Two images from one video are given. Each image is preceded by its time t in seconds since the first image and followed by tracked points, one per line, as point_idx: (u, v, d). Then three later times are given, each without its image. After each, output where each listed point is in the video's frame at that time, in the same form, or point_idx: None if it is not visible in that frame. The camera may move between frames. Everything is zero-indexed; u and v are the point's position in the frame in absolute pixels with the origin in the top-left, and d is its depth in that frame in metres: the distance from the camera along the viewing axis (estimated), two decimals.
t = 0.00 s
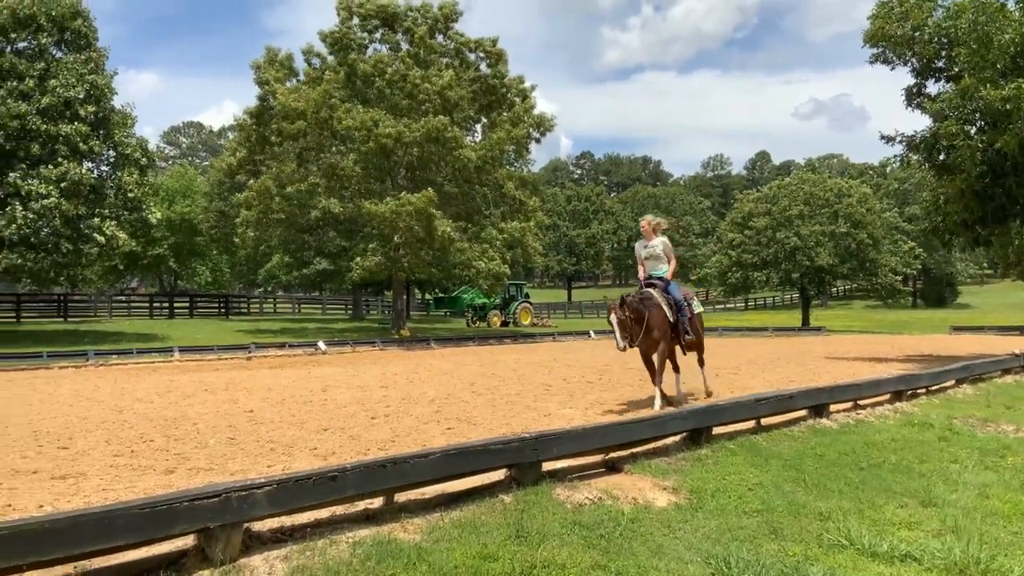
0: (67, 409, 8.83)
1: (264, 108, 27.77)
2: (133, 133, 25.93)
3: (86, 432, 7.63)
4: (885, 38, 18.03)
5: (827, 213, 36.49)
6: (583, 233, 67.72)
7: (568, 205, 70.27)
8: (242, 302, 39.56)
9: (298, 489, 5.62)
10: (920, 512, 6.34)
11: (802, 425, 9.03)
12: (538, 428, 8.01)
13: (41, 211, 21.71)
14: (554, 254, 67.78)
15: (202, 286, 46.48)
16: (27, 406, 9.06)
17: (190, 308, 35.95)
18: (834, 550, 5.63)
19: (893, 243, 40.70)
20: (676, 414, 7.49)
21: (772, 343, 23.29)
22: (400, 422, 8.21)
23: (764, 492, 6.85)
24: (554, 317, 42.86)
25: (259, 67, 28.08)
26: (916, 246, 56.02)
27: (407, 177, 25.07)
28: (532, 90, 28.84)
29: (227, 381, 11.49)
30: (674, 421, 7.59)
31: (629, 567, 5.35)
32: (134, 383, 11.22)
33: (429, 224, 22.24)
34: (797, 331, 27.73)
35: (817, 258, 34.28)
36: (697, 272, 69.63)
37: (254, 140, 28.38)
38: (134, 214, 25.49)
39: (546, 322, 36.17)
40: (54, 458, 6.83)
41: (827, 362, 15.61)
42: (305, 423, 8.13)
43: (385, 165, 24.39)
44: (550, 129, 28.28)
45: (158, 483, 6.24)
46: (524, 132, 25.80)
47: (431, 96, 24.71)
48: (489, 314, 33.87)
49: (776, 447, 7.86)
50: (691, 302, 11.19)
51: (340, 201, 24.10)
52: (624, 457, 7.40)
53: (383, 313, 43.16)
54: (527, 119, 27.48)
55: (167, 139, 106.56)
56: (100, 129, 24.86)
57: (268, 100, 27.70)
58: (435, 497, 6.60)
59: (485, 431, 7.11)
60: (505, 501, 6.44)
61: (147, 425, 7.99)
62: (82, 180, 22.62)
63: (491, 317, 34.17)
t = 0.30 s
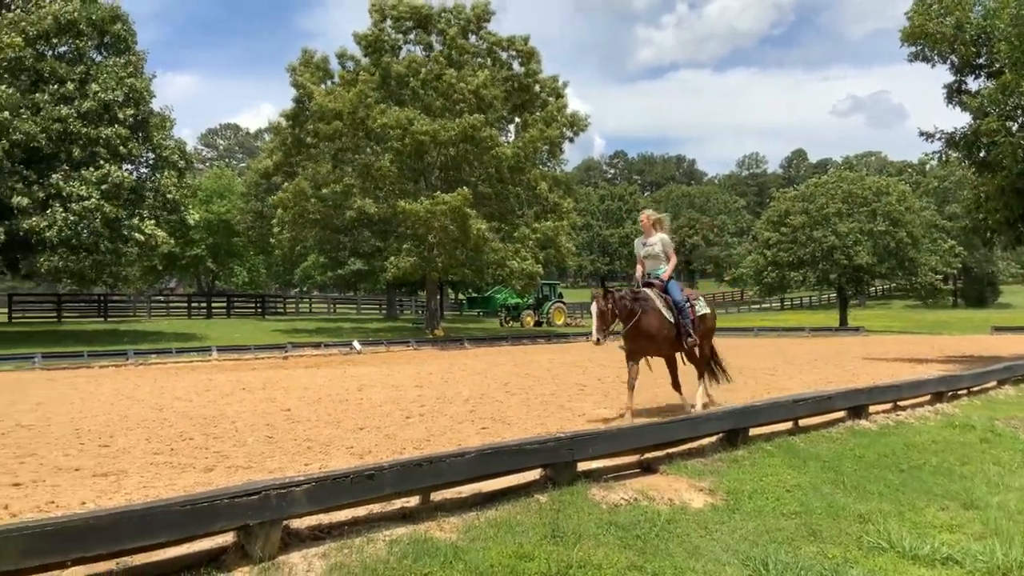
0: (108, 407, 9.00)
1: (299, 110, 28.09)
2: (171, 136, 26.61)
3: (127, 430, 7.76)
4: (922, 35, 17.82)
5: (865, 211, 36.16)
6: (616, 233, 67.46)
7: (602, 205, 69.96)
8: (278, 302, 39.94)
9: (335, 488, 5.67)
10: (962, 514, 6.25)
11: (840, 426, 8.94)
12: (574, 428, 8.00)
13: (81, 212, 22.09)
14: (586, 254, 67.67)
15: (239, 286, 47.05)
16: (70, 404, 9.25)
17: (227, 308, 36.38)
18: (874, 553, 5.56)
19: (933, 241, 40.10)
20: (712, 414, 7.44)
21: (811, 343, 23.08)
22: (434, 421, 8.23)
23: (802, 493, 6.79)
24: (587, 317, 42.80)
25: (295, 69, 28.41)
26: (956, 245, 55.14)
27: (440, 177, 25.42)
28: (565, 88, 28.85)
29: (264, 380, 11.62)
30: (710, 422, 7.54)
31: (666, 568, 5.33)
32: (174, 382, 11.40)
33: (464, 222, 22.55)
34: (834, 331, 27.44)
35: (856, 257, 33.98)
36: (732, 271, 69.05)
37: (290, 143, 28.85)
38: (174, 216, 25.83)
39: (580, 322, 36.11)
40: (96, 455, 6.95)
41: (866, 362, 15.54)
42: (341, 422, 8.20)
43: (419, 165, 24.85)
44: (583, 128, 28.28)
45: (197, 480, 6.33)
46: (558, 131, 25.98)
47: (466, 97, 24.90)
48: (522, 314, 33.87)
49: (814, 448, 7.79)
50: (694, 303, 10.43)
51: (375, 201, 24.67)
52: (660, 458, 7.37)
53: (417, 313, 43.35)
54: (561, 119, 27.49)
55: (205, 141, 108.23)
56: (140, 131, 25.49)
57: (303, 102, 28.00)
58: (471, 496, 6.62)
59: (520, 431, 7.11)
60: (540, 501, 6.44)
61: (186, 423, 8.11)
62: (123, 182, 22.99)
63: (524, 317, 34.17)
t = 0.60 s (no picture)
0: (159, 406, 9.21)
1: (343, 112, 28.48)
2: (219, 139, 27.38)
3: (177, 429, 7.92)
4: (972, 29, 17.56)
5: (915, 208, 35.70)
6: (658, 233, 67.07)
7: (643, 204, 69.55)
8: (323, 303, 40.40)
9: (382, 486, 5.70)
10: (1017, 518, 6.12)
11: (891, 428, 8.81)
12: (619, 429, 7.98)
13: (131, 214, 22.55)
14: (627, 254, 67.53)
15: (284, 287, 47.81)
16: (121, 403, 9.49)
17: (274, 308, 36.93)
18: (926, 556, 5.47)
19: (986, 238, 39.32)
20: (759, 415, 7.38)
21: (863, 343, 22.76)
22: (478, 421, 8.27)
23: (852, 496, 6.69)
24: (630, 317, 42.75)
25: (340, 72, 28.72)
26: (1010, 243, 53.85)
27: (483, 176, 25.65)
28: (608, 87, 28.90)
29: (310, 379, 11.78)
30: (757, 423, 7.48)
31: (714, 570, 5.29)
32: (223, 381, 11.63)
33: (508, 222, 22.72)
34: (884, 330, 27.06)
35: (906, 255, 33.53)
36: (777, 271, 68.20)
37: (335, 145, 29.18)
38: (222, 216, 26.81)
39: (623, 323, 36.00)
40: (147, 453, 7.10)
41: (916, 362, 15.44)
42: (386, 421, 8.27)
43: (462, 165, 25.09)
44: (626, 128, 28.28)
45: (246, 478, 6.41)
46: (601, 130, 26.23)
47: (511, 96, 25.08)
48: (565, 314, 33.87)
49: (863, 450, 7.69)
50: (691, 304, 9.74)
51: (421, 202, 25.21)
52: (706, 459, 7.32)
53: (460, 313, 43.56)
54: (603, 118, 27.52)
55: (251, 145, 110.51)
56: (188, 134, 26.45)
57: (347, 104, 28.37)
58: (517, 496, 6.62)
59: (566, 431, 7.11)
60: (586, 501, 6.42)
61: (234, 422, 8.25)
62: (172, 184, 23.66)
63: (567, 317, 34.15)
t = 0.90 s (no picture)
0: (220, 404, 9.45)
1: (396, 114, 28.87)
2: (276, 141, 27.95)
3: (237, 427, 8.11)
4: None
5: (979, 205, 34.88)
6: (712, 232, 66.22)
7: (698, 203, 68.62)
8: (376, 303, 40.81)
9: (439, 484, 5.74)
10: None
11: (955, 430, 8.64)
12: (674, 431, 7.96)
13: (191, 215, 23.05)
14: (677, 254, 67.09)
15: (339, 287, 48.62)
16: (183, 401, 9.77)
17: (329, 308, 37.47)
18: (992, 561, 5.35)
19: None
20: (818, 417, 7.29)
21: (926, 343, 22.27)
22: (532, 422, 8.32)
23: (915, 499, 6.57)
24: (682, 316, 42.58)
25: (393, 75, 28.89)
26: None
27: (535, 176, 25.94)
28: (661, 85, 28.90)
29: (364, 378, 11.96)
30: (816, 425, 7.38)
31: (773, 572, 5.24)
32: (281, 379, 11.90)
33: (560, 222, 22.84)
34: (946, 331, 26.53)
35: (969, 252, 32.76)
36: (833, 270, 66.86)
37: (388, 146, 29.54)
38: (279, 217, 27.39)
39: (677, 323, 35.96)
40: (208, 450, 7.27)
41: (979, 363, 15.25)
42: (441, 420, 8.35)
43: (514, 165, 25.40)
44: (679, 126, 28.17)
45: (305, 475, 6.53)
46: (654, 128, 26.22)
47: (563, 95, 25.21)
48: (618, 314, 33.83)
49: (925, 453, 7.55)
50: (682, 308, 9.06)
51: (474, 202, 25.74)
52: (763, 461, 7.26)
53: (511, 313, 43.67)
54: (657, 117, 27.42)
55: (306, 147, 113.17)
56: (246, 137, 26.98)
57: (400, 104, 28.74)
58: (573, 496, 6.63)
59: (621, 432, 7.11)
60: (641, 502, 6.41)
61: (292, 420, 8.42)
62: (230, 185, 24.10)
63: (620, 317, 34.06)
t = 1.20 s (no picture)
0: (287, 403, 9.74)
1: (456, 114, 29.26)
2: (339, 144, 28.53)
3: (302, 425, 8.32)
4: None
5: None
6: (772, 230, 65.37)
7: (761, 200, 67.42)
8: (436, 303, 41.08)
9: (503, 482, 5.76)
10: None
11: None
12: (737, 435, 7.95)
13: (257, 214, 23.73)
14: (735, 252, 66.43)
15: (399, 286, 49.42)
16: (251, 399, 10.12)
17: (389, 308, 37.97)
18: None
19: None
20: (888, 419, 7.17)
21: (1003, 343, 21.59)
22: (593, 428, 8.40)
23: (989, 503, 6.41)
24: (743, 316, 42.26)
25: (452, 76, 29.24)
26: None
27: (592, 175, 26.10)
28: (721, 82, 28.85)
29: (425, 377, 12.21)
30: (886, 427, 7.26)
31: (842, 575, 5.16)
32: (345, 378, 12.22)
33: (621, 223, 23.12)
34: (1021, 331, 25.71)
35: None
36: (899, 269, 65.11)
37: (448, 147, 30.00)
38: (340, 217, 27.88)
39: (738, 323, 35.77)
40: (275, 447, 7.45)
41: None
42: (502, 421, 8.44)
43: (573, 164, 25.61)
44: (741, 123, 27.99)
45: (371, 472, 6.63)
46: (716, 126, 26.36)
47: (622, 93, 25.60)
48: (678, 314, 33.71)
49: (1000, 457, 7.37)
50: (659, 311, 8.62)
51: (532, 201, 25.85)
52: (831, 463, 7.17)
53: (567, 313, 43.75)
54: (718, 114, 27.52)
55: (369, 148, 116.50)
56: (309, 139, 27.39)
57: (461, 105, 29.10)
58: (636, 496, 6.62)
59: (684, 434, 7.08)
60: (706, 503, 6.36)
61: (356, 419, 8.60)
62: (292, 186, 24.79)
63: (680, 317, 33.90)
